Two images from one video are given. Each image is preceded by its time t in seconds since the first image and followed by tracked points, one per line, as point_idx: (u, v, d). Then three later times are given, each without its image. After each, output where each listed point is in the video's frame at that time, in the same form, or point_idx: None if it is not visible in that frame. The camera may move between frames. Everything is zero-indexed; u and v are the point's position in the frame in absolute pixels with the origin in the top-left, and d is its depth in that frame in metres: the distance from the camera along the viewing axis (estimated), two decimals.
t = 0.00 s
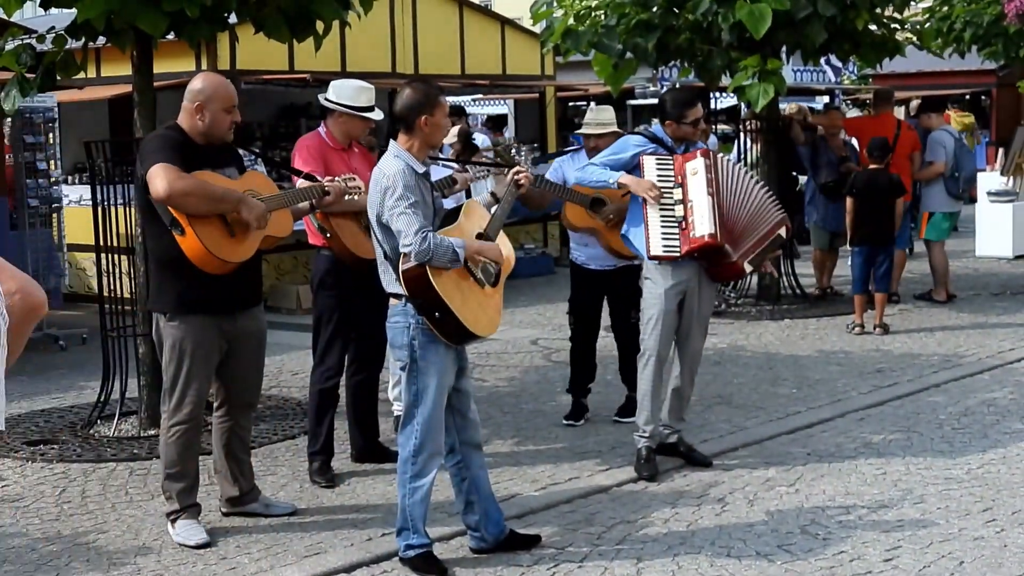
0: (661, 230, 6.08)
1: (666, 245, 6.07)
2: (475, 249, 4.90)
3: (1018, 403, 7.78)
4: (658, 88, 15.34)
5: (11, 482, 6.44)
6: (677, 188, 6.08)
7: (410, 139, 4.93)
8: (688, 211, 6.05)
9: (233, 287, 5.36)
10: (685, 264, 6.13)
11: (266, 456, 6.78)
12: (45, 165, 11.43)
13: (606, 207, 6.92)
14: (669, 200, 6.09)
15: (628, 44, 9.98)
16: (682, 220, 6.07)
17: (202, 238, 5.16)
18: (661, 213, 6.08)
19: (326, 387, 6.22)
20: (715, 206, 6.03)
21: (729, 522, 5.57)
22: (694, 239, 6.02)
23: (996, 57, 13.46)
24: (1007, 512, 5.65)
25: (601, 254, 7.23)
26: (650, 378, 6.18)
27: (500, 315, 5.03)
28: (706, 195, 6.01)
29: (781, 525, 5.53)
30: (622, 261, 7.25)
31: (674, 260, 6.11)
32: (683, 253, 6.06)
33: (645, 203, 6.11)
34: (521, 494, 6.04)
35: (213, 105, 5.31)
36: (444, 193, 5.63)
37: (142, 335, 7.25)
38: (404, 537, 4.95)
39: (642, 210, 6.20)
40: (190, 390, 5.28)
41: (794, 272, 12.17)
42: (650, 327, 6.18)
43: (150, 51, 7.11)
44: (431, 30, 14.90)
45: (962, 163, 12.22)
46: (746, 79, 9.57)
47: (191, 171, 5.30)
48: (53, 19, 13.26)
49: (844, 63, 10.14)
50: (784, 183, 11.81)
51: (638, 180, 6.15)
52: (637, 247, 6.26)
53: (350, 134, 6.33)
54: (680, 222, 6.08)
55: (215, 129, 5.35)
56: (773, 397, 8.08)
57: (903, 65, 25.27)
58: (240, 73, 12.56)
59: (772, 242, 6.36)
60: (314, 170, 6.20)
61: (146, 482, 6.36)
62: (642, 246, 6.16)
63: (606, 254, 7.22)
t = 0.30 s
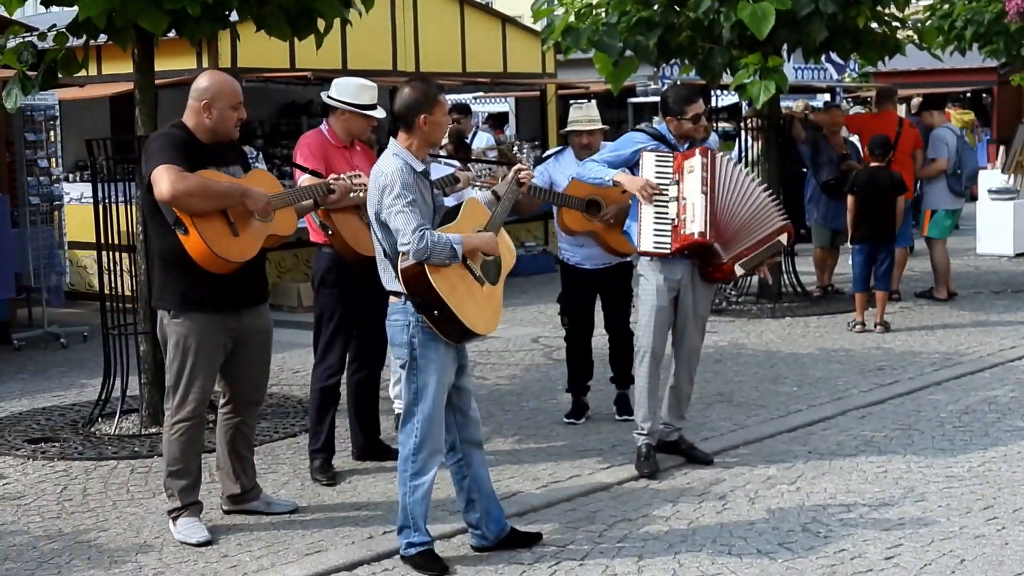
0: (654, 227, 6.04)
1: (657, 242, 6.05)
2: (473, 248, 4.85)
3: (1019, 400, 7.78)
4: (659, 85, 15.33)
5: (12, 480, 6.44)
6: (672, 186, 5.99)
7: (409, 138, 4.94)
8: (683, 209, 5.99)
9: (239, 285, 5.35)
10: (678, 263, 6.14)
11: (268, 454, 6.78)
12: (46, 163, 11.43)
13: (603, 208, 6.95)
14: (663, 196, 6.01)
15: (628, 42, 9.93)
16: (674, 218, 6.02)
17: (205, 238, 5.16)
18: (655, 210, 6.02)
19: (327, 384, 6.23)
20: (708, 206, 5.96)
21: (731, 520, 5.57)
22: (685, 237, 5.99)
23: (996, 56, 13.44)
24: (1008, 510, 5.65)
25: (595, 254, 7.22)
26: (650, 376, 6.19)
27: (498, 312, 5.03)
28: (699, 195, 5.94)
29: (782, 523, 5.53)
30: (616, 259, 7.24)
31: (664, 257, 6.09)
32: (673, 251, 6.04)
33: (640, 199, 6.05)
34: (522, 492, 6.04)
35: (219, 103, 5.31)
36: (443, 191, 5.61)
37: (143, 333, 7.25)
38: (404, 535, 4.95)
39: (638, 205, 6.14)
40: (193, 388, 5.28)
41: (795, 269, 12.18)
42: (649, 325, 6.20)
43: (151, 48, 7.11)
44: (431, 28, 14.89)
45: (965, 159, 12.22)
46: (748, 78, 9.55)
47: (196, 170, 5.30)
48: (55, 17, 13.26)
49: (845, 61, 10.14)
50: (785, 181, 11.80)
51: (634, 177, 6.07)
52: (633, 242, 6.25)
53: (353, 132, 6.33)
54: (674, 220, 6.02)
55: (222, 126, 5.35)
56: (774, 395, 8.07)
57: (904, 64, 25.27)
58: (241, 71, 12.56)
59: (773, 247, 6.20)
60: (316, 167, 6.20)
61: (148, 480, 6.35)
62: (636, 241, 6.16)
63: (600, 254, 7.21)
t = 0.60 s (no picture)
0: (652, 225, 6.04)
1: (654, 239, 6.04)
2: (474, 248, 4.85)
3: (1019, 398, 7.78)
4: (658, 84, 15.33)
5: (13, 478, 6.44)
6: (672, 184, 6.00)
7: (410, 136, 4.93)
8: (682, 207, 5.99)
9: (240, 283, 5.35)
10: (676, 261, 6.16)
11: (268, 452, 6.78)
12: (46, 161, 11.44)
13: (601, 206, 6.96)
14: (662, 194, 6.01)
15: (629, 39, 9.93)
16: (672, 216, 6.02)
17: (206, 235, 5.16)
18: (654, 208, 6.02)
19: (328, 383, 6.22)
20: (707, 204, 5.98)
21: (731, 519, 5.57)
22: (682, 235, 6.00)
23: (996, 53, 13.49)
24: (1008, 508, 5.65)
25: (594, 251, 7.20)
26: (650, 374, 6.19)
27: (498, 311, 5.03)
28: (699, 193, 5.95)
29: (783, 521, 5.54)
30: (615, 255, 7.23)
31: (661, 254, 6.09)
32: (672, 249, 6.04)
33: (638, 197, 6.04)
34: (523, 490, 6.04)
35: (222, 101, 5.31)
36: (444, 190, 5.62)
37: (144, 332, 7.24)
38: (405, 534, 4.96)
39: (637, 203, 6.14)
40: (194, 386, 5.28)
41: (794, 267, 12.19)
42: (650, 323, 6.20)
43: (152, 47, 7.09)
44: (431, 26, 14.89)
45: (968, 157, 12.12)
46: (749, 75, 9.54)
47: (198, 168, 5.30)
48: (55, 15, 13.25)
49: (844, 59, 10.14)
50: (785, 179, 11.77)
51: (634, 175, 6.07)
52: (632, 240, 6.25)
53: (354, 131, 6.33)
54: (673, 218, 6.03)
55: (225, 124, 5.35)
56: (774, 393, 8.07)
57: (904, 61, 25.26)
58: (241, 69, 12.56)
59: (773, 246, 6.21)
60: (318, 165, 6.19)
61: (148, 478, 6.35)
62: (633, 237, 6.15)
63: (599, 251, 7.20)
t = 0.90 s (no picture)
0: (654, 225, 6.03)
1: (657, 239, 6.04)
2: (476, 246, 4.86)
3: (1019, 396, 7.79)
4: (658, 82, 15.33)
5: (13, 477, 6.44)
6: (672, 183, 6.01)
7: (411, 135, 4.93)
8: (683, 206, 6.00)
9: (241, 280, 5.35)
10: (678, 261, 6.15)
11: (269, 450, 6.79)
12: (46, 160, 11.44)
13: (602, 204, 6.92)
14: (662, 194, 6.02)
15: (628, 36, 9.97)
16: (674, 215, 6.02)
17: (207, 232, 5.16)
18: (655, 208, 6.02)
19: (328, 382, 6.23)
20: (708, 203, 5.98)
21: (731, 517, 5.57)
22: (685, 234, 6.00)
23: (995, 51, 13.54)
24: (1008, 506, 5.66)
25: (596, 249, 7.20)
26: (650, 373, 6.20)
27: (499, 309, 5.03)
28: (700, 191, 5.95)
29: (783, 520, 5.54)
30: (617, 256, 7.22)
31: (663, 254, 6.08)
32: (674, 248, 6.03)
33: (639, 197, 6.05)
34: (523, 489, 6.05)
35: (223, 100, 5.32)
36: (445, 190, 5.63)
37: (144, 331, 7.24)
38: (405, 532, 4.96)
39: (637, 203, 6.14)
40: (195, 384, 5.28)
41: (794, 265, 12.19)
42: (651, 323, 6.20)
43: (152, 46, 7.09)
44: (431, 24, 14.89)
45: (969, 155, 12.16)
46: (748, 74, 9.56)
47: (198, 166, 5.30)
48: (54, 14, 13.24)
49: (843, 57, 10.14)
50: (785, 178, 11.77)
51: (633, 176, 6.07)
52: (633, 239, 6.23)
53: (355, 130, 6.34)
54: (674, 217, 6.03)
55: (225, 122, 5.35)
56: (774, 391, 8.08)
57: (903, 59, 25.28)
58: (240, 67, 12.56)
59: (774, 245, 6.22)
60: (319, 164, 6.19)
61: (148, 477, 6.35)
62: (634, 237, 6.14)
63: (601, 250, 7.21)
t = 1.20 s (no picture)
0: (657, 226, 6.05)
1: (662, 239, 6.05)
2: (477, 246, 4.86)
3: (1019, 395, 7.80)
4: (658, 81, 15.34)
5: (13, 476, 6.43)
6: (674, 183, 6.03)
7: (412, 135, 4.93)
8: (686, 206, 6.01)
9: (241, 279, 5.36)
10: (682, 260, 6.15)
11: (269, 450, 6.79)
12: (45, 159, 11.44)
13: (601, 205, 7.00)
14: (665, 194, 6.05)
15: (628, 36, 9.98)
16: (678, 215, 6.04)
17: (208, 230, 5.16)
18: (658, 208, 6.05)
19: (328, 381, 6.23)
20: (709, 203, 5.99)
21: (731, 516, 5.57)
22: (690, 234, 5.99)
23: (995, 50, 13.54)
24: (1008, 505, 5.66)
25: (597, 246, 7.19)
26: (651, 372, 6.20)
27: (501, 308, 5.04)
28: (704, 191, 5.96)
29: (783, 519, 5.55)
30: (618, 255, 7.20)
31: (668, 254, 6.09)
32: (678, 248, 6.04)
33: (642, 198, 6.08)
34: (524, 488, 6.05)
35: (224, 101, 5.32)
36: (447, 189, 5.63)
37: (145, 330, 7.24)
38: (406, 531, 4.96)
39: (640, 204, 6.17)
40: (195, 384, 5.28)
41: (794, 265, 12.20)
42: (651, 322, 6.20)
43: (153, 45, 7.09)
44: (430, 24, 14.89)
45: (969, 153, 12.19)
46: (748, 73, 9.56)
47: (199, 165, 5.30)
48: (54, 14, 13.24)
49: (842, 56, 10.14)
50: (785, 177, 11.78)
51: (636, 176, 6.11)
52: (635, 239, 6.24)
53: (356, 129, 6.35)
54: (677, 217, 6.04)
55: (225, 123, 5.36)
56: (775, 390, 8.08)
57: (903, 57, 25.27)
58: (240, 67, 12.56)
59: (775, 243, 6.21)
60: (320, 163, 6.19)
61: (149, 476, 6.35)
62: (638, 238, 6.14)
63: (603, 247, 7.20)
